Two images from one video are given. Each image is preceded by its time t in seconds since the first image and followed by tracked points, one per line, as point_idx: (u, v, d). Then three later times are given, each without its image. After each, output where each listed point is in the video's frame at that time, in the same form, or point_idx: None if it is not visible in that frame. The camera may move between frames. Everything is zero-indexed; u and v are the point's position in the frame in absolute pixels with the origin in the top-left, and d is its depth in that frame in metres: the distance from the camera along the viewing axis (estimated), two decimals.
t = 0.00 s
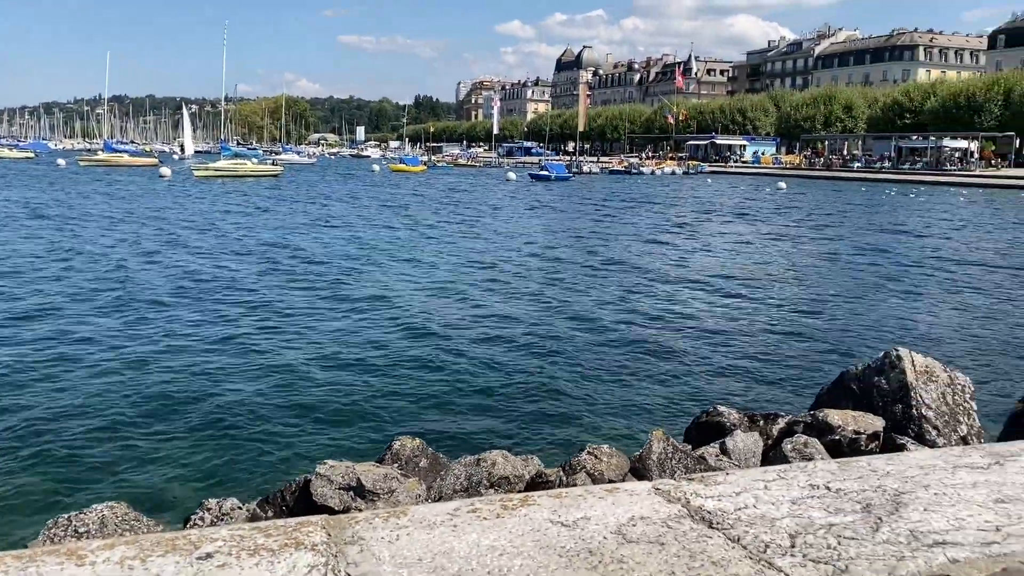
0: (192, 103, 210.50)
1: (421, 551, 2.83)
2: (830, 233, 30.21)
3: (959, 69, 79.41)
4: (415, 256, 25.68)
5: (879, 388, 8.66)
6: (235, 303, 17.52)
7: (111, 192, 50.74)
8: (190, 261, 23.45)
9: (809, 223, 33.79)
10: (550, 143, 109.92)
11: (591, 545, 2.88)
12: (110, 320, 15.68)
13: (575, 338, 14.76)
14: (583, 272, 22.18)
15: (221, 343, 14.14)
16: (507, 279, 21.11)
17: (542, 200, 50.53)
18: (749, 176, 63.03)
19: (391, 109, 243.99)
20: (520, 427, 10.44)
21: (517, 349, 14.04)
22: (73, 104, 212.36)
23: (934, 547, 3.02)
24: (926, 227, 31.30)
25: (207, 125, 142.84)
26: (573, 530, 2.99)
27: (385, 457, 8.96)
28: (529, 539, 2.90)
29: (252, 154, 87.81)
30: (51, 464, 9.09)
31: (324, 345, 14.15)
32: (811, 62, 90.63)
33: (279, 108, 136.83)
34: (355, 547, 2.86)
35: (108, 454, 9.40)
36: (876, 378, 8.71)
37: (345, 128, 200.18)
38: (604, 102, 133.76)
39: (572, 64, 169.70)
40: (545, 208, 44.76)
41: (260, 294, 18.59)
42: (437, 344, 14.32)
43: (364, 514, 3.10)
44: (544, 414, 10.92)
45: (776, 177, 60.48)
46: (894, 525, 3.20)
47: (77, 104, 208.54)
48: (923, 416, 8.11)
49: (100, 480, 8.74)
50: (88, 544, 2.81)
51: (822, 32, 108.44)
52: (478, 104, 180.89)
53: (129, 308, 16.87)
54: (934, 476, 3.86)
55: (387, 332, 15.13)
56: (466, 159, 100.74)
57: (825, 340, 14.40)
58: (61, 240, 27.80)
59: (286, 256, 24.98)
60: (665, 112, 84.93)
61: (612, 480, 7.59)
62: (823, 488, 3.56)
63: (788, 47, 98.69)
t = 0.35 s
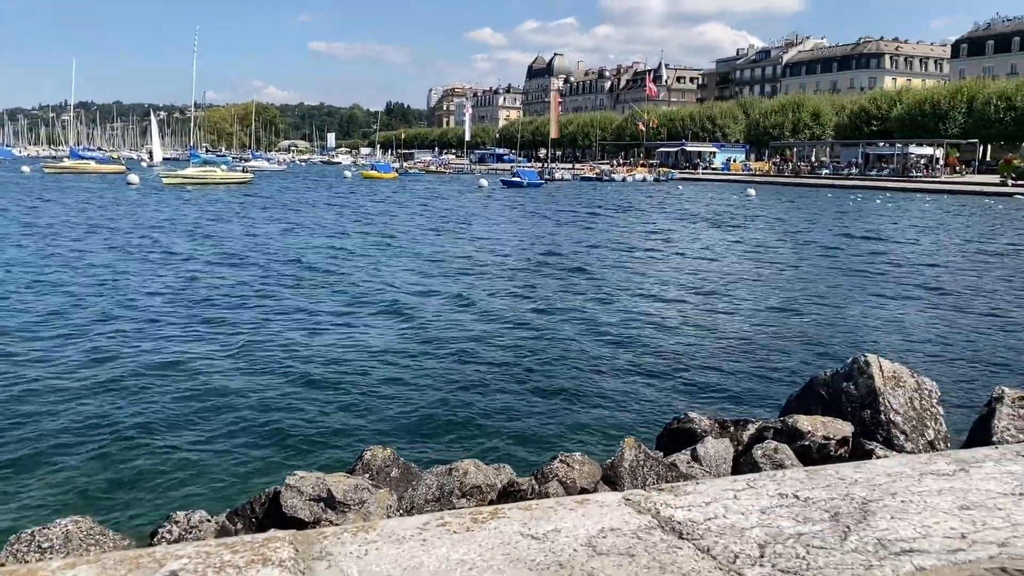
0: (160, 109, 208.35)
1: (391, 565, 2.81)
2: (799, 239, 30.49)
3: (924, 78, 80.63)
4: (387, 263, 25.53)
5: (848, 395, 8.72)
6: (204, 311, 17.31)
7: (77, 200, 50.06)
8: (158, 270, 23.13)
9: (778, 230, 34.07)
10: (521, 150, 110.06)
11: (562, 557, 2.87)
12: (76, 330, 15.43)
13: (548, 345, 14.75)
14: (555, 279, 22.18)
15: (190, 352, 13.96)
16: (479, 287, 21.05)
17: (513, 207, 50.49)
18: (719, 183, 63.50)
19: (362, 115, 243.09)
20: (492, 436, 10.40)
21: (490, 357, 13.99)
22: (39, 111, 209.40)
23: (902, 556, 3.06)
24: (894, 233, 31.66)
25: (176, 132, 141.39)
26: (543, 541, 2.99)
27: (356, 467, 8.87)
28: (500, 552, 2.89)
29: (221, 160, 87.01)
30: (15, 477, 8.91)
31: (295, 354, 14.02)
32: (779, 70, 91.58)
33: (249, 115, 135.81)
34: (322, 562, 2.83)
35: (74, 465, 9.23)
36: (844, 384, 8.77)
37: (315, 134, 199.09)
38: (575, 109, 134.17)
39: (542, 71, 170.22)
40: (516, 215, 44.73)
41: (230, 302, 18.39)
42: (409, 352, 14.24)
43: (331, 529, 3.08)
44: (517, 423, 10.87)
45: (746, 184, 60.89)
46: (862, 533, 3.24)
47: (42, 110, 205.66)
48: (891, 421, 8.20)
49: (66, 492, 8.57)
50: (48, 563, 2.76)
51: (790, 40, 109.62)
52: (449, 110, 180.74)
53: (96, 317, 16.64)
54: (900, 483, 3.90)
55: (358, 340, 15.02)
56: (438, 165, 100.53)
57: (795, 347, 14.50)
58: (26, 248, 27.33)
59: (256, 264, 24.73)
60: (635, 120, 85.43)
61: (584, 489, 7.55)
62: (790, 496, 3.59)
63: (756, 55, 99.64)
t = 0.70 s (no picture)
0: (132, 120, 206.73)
1: None
2: (771, 248, 30.78)
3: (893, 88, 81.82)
4: (362, 274, 25.47)
5: (820, 402, 8.79)
6: (177, 322, 17.20)
7: (49, 211, 49.55)
8: (130, 281, 22.97)
9: (750, 239, 34.42)
10: (496, 160, 110.28)
11: (534, 571, 2.97)
12: (48, 342, 15.26)
13: (523, 355, 14.79)
14: (531, 289, 22.25)
15: (163, 364, 13.86)
16: (455, 296, 21.05)
17: (488, 217, 50.55)
18: (692, 192, 63.97)
19: (337, 125, 242.47)
20: (468, 446, 10.38)
21: (465, 367, 13.98)
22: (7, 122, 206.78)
23: (871, 565, 3.14)
24: (866, 242, 32.02)
25: (148, 142, 140.35)
26: (516, 556, 3.09)
27: (330, 480, 8.81)
28: (471, 567, 2.99)
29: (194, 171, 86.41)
30: None
31: (270, 364, 13.96)
32: (750, 81, 92.56)
33: (222, 124, 135.01)
34: None
35: (42, 479, 9.12)
36: (816, 392, 8.85)
37: (289, 144, 198.31)
38: (550, 120, 134.66)
39: (517, 82, 170.89)
40: (491, 225, 44.79)
41: (204, 313, 18.28)
42: (383, 362, 14.22)
43: (305, 546, 3.17)
44: (493, 432, 10.87)
45: (719, 193, 61.37)
46: (833, 543, 3.32)
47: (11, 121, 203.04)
48: (863, 429, 8.30)
49: (34, 507, 8.46)
50: None
51: (761, 51, 110.82)
52: (424, 121, 180.90)
53: (68, 328, 16.50)
54: (872, 492, 3.95)
55: (333, 351, 14.98)
56: (412, 176, 100.46)
57: (769, 355, 14.61)
58: None
59: (229, 275, 24.60)
60: (609, 130, 85.93)
61: (559, 499, 7.54)
62: (763, 507, 3.66)
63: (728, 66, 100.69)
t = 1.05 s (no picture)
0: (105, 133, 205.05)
1: None
2: (745, 259, 30.99)
3: (864, 99, 82.86)
4: (338, 286, 25.36)
5: (796, 412, 8.84)
6: (152, 337, 17.06)
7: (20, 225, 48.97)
8: (104, 295, 22.73)
9: (725, 249, 34.64)
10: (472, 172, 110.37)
11: None
12: (20, 357, 15.07)
13: (500, 367, 14.78)
14: (508, 301, 22.26)
15: (137, 379, 13.72)
16: (433, 309, 21.02)
17: (464, 229, 50.50)
18: (668, 203, 64.32)
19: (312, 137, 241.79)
20: (447, 459, 10.34)
21: (443, 379, 13.94)
22: None
23: None
24: (840, 252, 32.30)
25: (121, 155, 139.14)
26: (494, 572, 3.11)
27: (307, 496, 8.73)
28: None
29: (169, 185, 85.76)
30: None
31: (247, 378, 13.86)
32: (724, 93, 93.42)
33: (196, 137, 134.20)
34: None
35: (14, 497, 9.00)
36: (792, 403, 8.89)
37: (265, 157, 197.44)
38: (526, 132, 134.92)
39: (493, 94, 171.35)
40: (468, 237, 44.79)
41: (179, 327, 18.14)
42: (360, 376, 14.16)
43: (282, 564, 3.20)
44: (471, 445, 10.85)
45: (694, 204, 61.73)
46: (808, 554, 3.34)
47: None
48: (838, 438, 8.35)
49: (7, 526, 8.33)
50: None
51: (735, 63, 111.88)
52: (400, 133, 180.84)
53: (40, 343, 16.31)
54: (847, 502, 3.97)
55: (310, 365, 14.89)
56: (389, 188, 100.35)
57: (745, 366, 14.68)
58: None
59: (205, 288, 24.42)
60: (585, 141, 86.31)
61: (538, 512, 7.51)
62: (740, 520, 3.68)
63: (702, 78, 101.57)
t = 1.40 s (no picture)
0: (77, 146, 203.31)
1: None
2: (719, 269, 31.24)
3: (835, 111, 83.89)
4: (314, 299, 25.27)
5: (772, 422, 8.89)
6: (126, 351, 16.89)
7: None
8: (77, 309, 22.48)
9: (699, 260, 34.88)
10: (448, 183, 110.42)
11: None
12: None
13: (478, 379, 14.76)
14: (484, 312, 22.29)
15: (111, 394, 13.57)
16: (409, 321, 21.00)
17: (440, 240, 50.51)
18: (643, 214, 64.68)
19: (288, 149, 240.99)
20: (425, 472, 10.31)
21: (420, 392, 13.90)
22: None
23: None
24: (813, 262, 32.63)
25: (94, 168, 137.90)
26: None
27: (284, 511, 8.66)
28: None
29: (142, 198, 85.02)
30: None
31: (223, 392, 13.76)
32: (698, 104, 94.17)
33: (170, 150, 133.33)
34: None
35: None
36: (767, 413, 8.95)
37: (240, 170, 196.45)
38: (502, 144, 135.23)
39: (468, 106, 171.70)
40: (443, 248, 44.79)
41: (154, 341, 17.98)
42: (337, 389, 14.09)
43: None
44: (450, 458, 10.82)
45: (669, 215, 62.13)
46: (783, 564, 3.38)
47: None
48: (813, 448, 8.43)
49: None
50: None
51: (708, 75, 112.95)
52: (376, 145, 180.68)
53: (12, 358, 16.11)
54: (821, 512, 4.02)
55: (286, 378, 14.79)
56: (365, 199, 100.16)
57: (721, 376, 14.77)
58: None
59: (179, 301, 24.23)
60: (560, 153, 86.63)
61: (516, 526, 7.49)
62: (715, 531, 3.71)
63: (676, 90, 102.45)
